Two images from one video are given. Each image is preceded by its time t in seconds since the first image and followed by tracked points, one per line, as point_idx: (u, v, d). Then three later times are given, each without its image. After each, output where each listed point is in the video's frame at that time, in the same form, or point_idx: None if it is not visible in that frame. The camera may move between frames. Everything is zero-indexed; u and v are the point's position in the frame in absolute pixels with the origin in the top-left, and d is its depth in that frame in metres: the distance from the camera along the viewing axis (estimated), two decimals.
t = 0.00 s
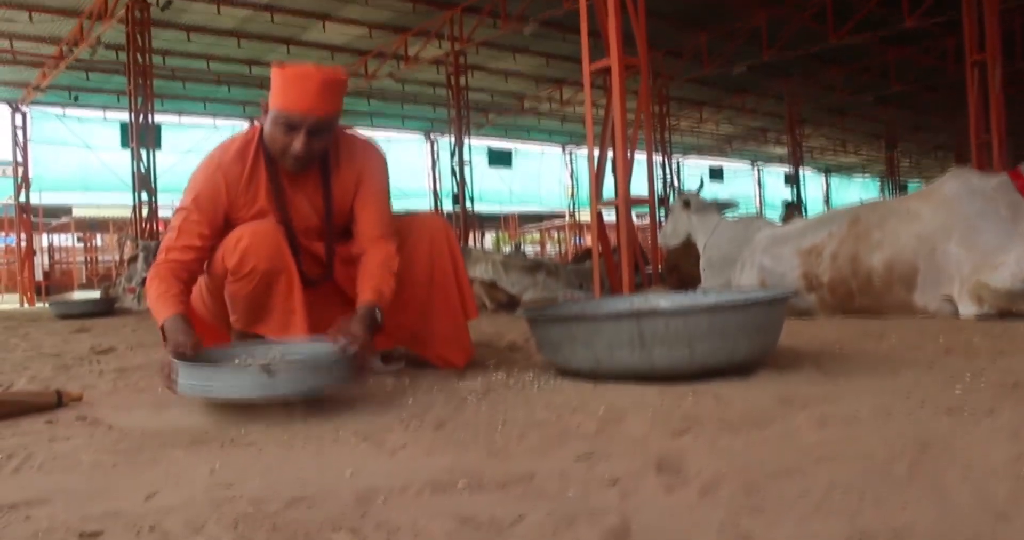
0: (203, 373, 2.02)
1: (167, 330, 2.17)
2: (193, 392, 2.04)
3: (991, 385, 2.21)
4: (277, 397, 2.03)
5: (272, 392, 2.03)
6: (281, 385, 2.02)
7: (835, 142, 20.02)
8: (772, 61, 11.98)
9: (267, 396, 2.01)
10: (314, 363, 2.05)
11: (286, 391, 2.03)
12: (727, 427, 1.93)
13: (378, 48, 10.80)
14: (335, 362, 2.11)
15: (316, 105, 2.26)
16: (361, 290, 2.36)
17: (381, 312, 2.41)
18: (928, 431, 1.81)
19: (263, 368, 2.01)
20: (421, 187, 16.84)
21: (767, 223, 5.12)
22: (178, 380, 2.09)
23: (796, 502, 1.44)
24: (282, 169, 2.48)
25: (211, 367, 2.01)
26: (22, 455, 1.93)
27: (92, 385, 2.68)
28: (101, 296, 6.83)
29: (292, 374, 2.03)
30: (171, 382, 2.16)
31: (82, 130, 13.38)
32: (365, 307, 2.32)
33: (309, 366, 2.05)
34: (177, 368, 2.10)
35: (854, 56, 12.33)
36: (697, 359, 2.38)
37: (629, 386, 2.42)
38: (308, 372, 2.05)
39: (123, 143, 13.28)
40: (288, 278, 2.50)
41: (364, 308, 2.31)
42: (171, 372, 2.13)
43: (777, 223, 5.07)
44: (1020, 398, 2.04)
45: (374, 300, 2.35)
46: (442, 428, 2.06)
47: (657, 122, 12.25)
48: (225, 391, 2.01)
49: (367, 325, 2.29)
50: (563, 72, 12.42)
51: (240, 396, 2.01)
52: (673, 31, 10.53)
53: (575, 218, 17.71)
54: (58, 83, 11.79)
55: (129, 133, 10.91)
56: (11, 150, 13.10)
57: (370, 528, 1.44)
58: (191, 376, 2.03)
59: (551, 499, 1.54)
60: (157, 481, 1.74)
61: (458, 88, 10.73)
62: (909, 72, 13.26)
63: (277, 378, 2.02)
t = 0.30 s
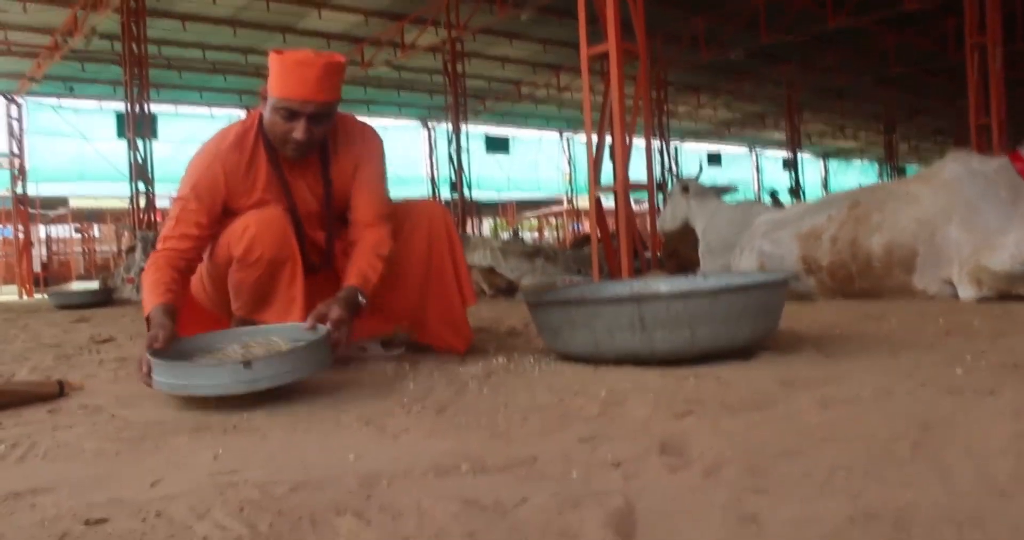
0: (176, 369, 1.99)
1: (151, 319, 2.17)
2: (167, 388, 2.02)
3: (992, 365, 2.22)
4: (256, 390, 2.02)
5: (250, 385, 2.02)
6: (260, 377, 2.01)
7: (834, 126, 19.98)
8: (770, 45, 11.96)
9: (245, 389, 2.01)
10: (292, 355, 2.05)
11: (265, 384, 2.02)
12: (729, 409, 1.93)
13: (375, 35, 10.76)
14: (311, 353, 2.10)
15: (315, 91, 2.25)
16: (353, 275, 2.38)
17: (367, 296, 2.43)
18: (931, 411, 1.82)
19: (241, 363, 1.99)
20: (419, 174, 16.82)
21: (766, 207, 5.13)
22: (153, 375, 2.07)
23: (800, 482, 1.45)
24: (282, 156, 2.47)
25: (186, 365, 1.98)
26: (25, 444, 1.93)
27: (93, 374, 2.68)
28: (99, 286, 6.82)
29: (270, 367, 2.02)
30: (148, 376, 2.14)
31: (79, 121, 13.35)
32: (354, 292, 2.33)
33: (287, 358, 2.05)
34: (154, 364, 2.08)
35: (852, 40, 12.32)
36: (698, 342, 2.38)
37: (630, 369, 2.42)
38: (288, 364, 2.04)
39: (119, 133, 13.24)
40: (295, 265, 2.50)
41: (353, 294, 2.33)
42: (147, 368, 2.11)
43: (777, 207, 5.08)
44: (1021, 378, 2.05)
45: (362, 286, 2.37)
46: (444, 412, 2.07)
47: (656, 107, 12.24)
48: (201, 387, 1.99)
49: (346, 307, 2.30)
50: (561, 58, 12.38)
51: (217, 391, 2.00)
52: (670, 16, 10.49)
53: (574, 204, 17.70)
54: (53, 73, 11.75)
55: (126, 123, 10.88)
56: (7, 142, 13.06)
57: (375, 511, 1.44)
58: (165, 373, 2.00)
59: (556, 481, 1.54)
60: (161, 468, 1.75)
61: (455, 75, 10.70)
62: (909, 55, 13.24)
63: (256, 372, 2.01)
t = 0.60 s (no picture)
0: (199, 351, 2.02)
1: (158, 315, 2.17)
2: (188, 372, 2.04)
3: (991, 352, 2.22)
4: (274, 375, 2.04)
5: (268, 368, 2.04)
6: (278, 361, 2.03)
7: (830, 113, 19.95)
8: (767, 31, 11.92)
9: (263, 372, 2.03)
10: (310, 344, 2.05)
11: (281, 368, 2.04)
12: (731, 397, 1.93)
13: (369, 24, 10.70)
14: (334, 343, 2.10)
15: (307, 85, 2.23)
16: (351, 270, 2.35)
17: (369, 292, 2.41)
18: (932, 398, 1.82)
19: (258, 345, 2.01)
20: (415, 165, 16.77)
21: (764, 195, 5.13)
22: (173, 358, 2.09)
23: (802, 471, 1.45)
24: (275, 150, 2.45)
25: (206, 346, 2.01)
26: (25, 440, 1.92)
27: (92, 369, 2.67)
28: (95, 281, 6.79)
29: (287, 351, 2.03)
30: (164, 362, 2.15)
31: (70, 114, 13.24)
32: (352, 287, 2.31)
33: (305, 345, 2.05)
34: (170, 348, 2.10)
35: (848, 26, 12.28)
36: (698, 331, 2.38)
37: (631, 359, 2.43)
38: (306, 351, 2.05)
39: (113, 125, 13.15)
40: (292, 259, 2.48)
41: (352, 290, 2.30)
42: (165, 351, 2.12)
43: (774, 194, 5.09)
44: (1021, 364, 2.05)
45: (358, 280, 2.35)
46: (446, 404, 2.06)
47: (651, 95, 12.20)
48: (221, 369, 2.02)
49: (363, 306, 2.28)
50: (556, 47, 12.32)
51: (237, 374, 2.03)
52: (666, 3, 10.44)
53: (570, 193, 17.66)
54: (45, 65, 11.67)
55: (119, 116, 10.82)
56: None
57: (378, 504, 1.44)
58: (188, 354, 2.03)
59: (559, 471, 1.54)
60: (162, 462, 1.74)
61: (450, 64, 10.65)
62: (905, 40, 13.22)
63: (273, 355, 2.03)
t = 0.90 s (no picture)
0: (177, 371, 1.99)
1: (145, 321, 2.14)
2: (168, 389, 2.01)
3: (996, 347, 2.22)
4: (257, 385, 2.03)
5: (251, 380, 2.02)
6: (260, 371, 2.02)
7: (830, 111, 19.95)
8: (767, 30, 11.92)
9: (247, 384, 2.01)
10: (291, 345, 2.07)
11: (264, 378, 2.03)
12: (736, 394, 1.93)
13: (369, 25, 10.70)
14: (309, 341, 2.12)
15: (309, 82, 2.23)
16: (351, 268, 2.35)
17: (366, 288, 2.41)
18: (938, 394, 1.81)
19: (240, 357, 1.99)
20: (417, 165, 16.77)
21: (766, 193, 5.13)
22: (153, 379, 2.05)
23: (810, 466, 1.44)
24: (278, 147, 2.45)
25: (186, 365, 1.97)
26: (29, 440, 1.92)
27: (94, 370, 2.67)
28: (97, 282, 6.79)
29: (269, 358, 2.03)
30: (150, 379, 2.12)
31: (71, 115, 13.25)
32: (347, 286, 2.29)
33: (285, 349, 2.06)
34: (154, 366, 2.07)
35: (848, 24, 12.28)
36: (703, 329, 2.38)
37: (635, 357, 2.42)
38: (287, 354, 2.06)
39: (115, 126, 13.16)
40: (295, 257, 2.47)
41: (345, 290, 2.28)
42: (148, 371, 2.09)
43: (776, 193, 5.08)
44: None
45: (358, 279, 2.34)
46: (450, 402, 2.06)
47: (652, 94, 12.20)
48: (201, 385, 1.98)
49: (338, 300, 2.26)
50: (556, 47, 12.33)
51: (219, 388, 1.99)
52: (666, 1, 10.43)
53: (572, 193, 17.65)
54: (46, 67, 11.67)
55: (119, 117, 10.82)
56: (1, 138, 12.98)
57: (384, 502, 1.43)
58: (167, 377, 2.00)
59: (565, 469, 1.54)
60: (166, 462, 1.73)
61: (451, 65, 10.65)
62: (905, 38, 13.22)
63: (255, 365, 2.01)
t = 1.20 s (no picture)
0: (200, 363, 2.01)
1: (157, 320, 2.17)
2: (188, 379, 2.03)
3: (1009, 353, 2.20)
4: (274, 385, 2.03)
5: (270, 378, 2.03)
6: (277, 370, 2.02)
7: (835, 119, 19.95)
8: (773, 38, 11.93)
9: (263, 382, 2.01)
10: (313, 349, 2.07)
11: (282, 377, 2.03)
12: (749, 398, 1.92)
13: (376, 33, 10.74)
14: (334, 349, 2.12)
15: (318, 91, 2.22)
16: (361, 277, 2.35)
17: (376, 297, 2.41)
18: (952, 397, 1.80)
19: (259, 352, 2.01)
20: (424, 173, 16.79)
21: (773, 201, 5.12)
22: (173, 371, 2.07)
23: (825, 471, 1.43)
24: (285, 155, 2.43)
25: (209, 354, 2.00)
26: (38, 442, 1.92)
27: (103, 374, 2.67)
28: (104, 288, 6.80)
29: (289, 358, 2.04)
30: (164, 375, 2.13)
31: (79, 122, 13.33)
32: (366, 297, 2.31)
33: (307, 352, 2.07)
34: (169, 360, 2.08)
35: (854, 33, 12.29)
36: (713, 333, 2.37)
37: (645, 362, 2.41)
38: (307, 358, 2.06)
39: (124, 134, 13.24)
40: (303, 264, 2.46)
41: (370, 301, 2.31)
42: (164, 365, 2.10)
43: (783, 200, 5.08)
44: None
45: (368, 289, 2.34)
46: (460, 406, 2.05)
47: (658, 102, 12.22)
48: (219, 377, 2.00)
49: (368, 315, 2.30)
50: (563, 55, 12.37)
51: (235, 382, 2.01)
52: (671, 10, 10.45)
53: (578, 201, 17.65)
54: (55, 74, 11.74)
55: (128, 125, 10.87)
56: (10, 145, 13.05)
57: (396, 505, 1.42)
58: (188, 368, 2.02)
59: (577, 473, 1.52)
60: (176, 464, 1.73)
61: (458, 72, 10.68)
62: (911, 46, 13.22)
63: (274, 362, 2.03)
